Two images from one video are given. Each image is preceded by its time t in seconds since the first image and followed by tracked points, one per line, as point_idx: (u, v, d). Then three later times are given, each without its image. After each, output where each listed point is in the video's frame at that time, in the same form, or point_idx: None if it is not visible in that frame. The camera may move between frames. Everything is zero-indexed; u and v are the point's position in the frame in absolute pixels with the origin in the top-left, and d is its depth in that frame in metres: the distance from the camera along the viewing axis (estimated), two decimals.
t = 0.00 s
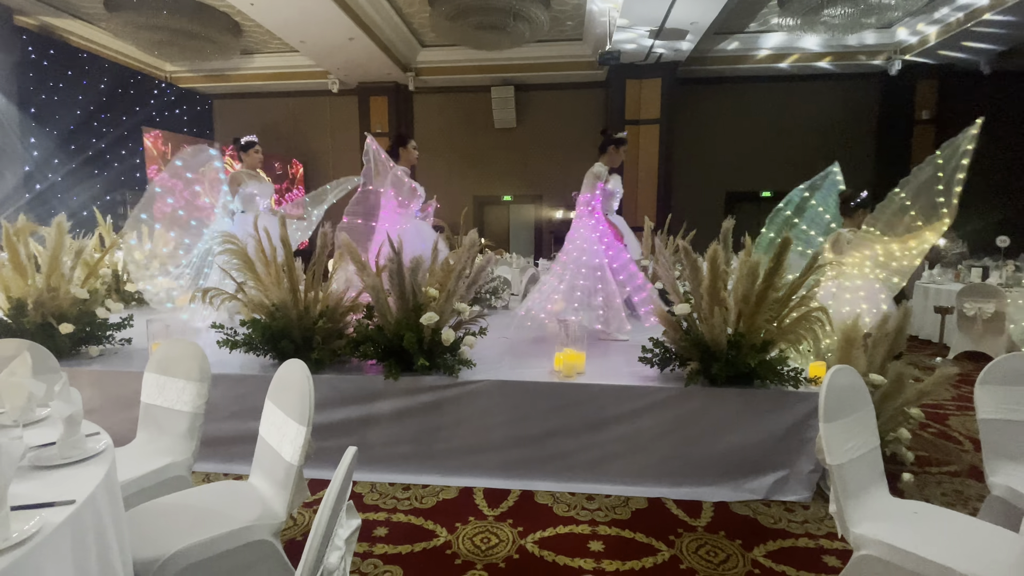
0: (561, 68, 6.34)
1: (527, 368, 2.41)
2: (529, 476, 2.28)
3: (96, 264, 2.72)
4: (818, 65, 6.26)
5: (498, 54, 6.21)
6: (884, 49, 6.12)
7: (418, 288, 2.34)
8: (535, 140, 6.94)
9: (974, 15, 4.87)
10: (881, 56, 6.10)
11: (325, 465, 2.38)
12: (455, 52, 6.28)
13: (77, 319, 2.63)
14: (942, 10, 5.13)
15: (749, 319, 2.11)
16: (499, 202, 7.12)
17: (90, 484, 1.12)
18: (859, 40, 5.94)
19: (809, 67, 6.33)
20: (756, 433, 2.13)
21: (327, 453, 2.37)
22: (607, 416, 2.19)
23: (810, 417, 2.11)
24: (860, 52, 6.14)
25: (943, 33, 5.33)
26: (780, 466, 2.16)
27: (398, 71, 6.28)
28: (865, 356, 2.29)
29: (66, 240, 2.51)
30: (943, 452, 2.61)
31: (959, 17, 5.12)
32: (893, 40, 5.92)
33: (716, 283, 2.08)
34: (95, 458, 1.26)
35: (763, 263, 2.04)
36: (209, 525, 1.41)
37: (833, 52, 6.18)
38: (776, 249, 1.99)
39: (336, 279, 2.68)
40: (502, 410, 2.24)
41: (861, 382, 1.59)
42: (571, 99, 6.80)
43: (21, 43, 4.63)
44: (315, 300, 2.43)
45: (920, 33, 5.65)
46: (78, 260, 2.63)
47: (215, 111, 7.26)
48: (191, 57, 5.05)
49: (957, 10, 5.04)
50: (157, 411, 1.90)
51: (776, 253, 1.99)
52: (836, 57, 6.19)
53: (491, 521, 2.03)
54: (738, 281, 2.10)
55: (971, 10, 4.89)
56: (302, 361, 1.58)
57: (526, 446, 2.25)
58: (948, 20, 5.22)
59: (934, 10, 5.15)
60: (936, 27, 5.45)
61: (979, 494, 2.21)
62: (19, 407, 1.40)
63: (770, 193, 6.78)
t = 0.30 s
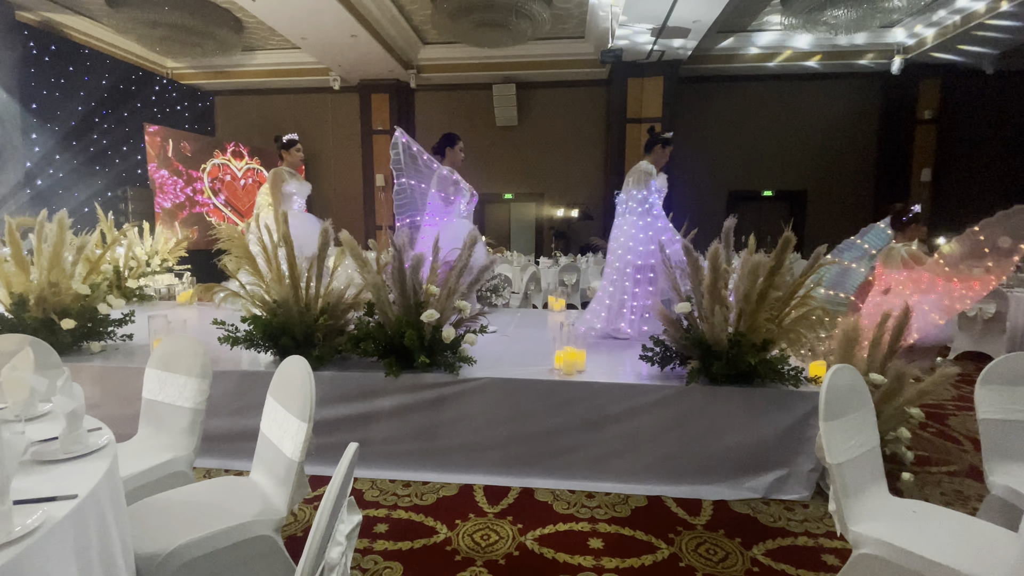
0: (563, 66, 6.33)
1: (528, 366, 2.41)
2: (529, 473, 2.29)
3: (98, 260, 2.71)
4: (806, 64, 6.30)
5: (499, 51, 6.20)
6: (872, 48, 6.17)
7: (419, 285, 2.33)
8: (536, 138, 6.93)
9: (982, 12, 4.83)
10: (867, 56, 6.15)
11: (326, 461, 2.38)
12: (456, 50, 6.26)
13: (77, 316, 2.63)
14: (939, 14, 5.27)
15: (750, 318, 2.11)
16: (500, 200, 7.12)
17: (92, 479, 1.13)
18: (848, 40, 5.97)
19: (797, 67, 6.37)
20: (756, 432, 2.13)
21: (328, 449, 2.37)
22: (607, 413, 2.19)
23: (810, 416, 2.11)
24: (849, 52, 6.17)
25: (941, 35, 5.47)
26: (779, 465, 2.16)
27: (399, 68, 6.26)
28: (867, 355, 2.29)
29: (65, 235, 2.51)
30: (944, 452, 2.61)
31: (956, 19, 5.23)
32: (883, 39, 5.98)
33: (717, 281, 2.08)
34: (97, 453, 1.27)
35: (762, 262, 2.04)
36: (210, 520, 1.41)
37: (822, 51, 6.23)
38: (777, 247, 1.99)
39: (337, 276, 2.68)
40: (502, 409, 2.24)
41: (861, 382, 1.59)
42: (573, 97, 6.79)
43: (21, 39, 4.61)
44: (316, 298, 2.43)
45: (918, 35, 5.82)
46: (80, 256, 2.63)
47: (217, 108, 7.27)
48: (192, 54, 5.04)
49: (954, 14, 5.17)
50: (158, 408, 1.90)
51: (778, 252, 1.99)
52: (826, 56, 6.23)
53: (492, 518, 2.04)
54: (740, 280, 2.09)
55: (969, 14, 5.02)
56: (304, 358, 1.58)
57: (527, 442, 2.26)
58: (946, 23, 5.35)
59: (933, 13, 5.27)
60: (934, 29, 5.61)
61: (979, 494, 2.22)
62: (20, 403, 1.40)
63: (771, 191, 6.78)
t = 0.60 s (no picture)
0: (563, 64, 6.32)
1: (528, 364, 2.41)
2: (529, 471, 2.29)
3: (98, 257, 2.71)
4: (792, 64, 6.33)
5: (499, 50, 6.19)
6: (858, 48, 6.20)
7: (421, 283, 2.33)
8: (536, 136, 6.93)
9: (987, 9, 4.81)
10: (854, 55, 6.19)
11: (327, 459, 2.39)
12: (457, 48, 6.26)
13: (78, 312, 2.63)
14: (936, 15, 5.30)
15: (750, 317, 2.11)
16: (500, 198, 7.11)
17: (94, 475, 1.13)
18: (838, 41, 5.98)
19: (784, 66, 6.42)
20: (756, 431, 2.13)
21: (328, 447, 2.38)
22: (607, 412, 2.19)
23: (810, 415, 2.11)
24: (835, 50, 6.22)
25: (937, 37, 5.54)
26: (779, 464, 2.16)
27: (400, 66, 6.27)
28: (867, 355, 2.29)
29: (67, 233, 2.52)
30: (944, 451, 2.61)
31: (952, 22, 5.29)
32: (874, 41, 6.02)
33: (717, 280, 2.08)
34: (98, 449, 1.27)
35: (762, 261, 2.04)
36: (211, 517, 1.42)
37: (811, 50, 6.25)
38: (778, 247, 1.99)
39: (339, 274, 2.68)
40: (502, 407, 2.24)
41: (862, 381, 1.59)
42: (575, 96, 6.79)
43: (23, 35, 4.61)
44: (317, 296, 2.44)
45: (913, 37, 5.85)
46: (81, 253, 2.63)
47: (218, 105, 7.27)
48: (193, 51, 5.05)
49: (950, 16, 5.21)
50: (160, 405, 1.91)
51: (779, 251, 1.99)
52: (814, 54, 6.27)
53: (492, 516, 2.04)
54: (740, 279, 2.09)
55: (964, 17, 5.07)
56: (305, 355, 1.58)
57: (527, 440, 2.26)
58: (943, 25, 5.41)
59: (929, 15, 5.31)
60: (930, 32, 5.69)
61: (978, 493, 2.22)
62: (22, 399, 1.40)
63: (772, 190, 6.77)
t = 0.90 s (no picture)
0: (563, 63, 6.31)
1: (527, 363, 2.41)
2: (528, 470, 2.29)
3: (99, 255, 2.71)
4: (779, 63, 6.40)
5: (499, 48, 6.19)
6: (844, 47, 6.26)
7: (421, 282, 2.33)
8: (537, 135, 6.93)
9: (988, 8, 4.80)
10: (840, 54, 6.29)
11: (327, 457, 2.39)
12: (457, 46, 6.25)
13: (78, 311, 2.63)
14: (931, 17, 5.45)
15: (749, 316, 2.11)
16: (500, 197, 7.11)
17: (94, 473, 1.13)
18: (824, 40, 6.03)
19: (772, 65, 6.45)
20: (755, 430, 2.13)
21: (328, 446, 2.38)
22: (606, 411, 2.19)
23: (809, 414, 2.12)
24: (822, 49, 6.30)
25: (930, 40, 5.72)
26: (778, 463, 2.16)
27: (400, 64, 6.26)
28: (866, 353, 2.29)
29: (67, 231, 2.51)
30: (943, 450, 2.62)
31: (945, 24, 5.45)
32: (861, 40, 6.07)
33: (717, 279, 2.08)
34: (98, 447, 1.27)
35: (761, 259, 2.04)
36: (210, 515, 1.42)
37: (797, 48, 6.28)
38: (777, 246, 1.99)
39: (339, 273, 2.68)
40: (501, 405, 2.24)
41: (861, 380, 1.59)
42: (575, 94, 6.78)
43: (23, 34, 4.61)
44: (317, 295, 2.43)
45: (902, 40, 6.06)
46: (81, 252, 2.63)
47: (218, 103, 7.27)
48: (193, 49, 5.04)
49: (945, 18, 5.36)
50: (160, 403, 1.91)
51: (778, 250, 1.99)
52: (800, 53, 6.30)
53: (491, 514, 2.04)
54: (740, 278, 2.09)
55: (958, 19, 5.22)
56: (304, 353, 1.58)
57: (526, 439, 2.26)
58: (936, 27, 5.56)
59: (924, 15, 5.45)
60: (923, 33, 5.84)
61: (977, 491, 2.23)
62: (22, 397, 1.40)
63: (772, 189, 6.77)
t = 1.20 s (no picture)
0: (562, 62, 6.30)
1: (527, 362, 2.42)
2: (527, 469, 2.29)
3: (98, 255, 2.71)
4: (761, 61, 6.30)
5: (498, 47, 6.18)
6: (829, 45, 6.18)
7: (419, 281, 2.33)
8: (536, 133, 6.93)
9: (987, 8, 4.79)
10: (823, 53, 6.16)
11: (326, 456, 2.39)
12: (456, 45, 6.25)
13: (77, 311, 2.62)
14: (925, 18, 5.43)
15: (748, 315, 2.11)
16: (499, 196, 7.11)
17: (93, 472, 1.13)
18: (812, 37, 5.95)
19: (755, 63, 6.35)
20: (754, 429, 2.14)
21: (327, 445, 2.38)
22: (606, 410, 2.20)
23: (808, 413, 2.12)
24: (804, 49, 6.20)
25: (924, 40, 5.68)
26: (777, 461, 2.17)
27: (399, 64, 6.24)
28: (865, 352, 2.29)
29: (67, 231, 2.51)
30: (941, 448, 2.62)
31: (939, 26, 5.43)
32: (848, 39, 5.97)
33: (715, 277, 2.08)
34: (96, 447, 1.27)
35: (761, 258, 2.04)
36: (209, 514, 1.42)
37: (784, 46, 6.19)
38: (776, 245, 1.99)
39: (338, 271, 2.68)
40: (500, 405, 2.25)
41: (860, 378, 1.60)
42: (574, 93, 6.78)
43: (21, 33, 4.61)
44: (316, 295, 2.44)
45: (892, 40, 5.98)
46: (80, 251, 2.62)
47: (217, 102, 7.27)
48: (191, 48, 5.03)
49: (939, 19, 5.35)
50: (158, 402, 1.91)
51: (777, 248, 1.99)
52: (786, 51, 6.21)
53: (491, 513, 2.05)
54: (738, 277, 2.09)
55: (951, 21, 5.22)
56: (303, 352, 1.58)
57: (524, 438, 2.26)
58: (931, 28, 5.55)
59: (919, 16, 5.42)
60: (917, 35, 5.81)
61: (976, 490, 2.23)
62: (21, 396, 1.40)
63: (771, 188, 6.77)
